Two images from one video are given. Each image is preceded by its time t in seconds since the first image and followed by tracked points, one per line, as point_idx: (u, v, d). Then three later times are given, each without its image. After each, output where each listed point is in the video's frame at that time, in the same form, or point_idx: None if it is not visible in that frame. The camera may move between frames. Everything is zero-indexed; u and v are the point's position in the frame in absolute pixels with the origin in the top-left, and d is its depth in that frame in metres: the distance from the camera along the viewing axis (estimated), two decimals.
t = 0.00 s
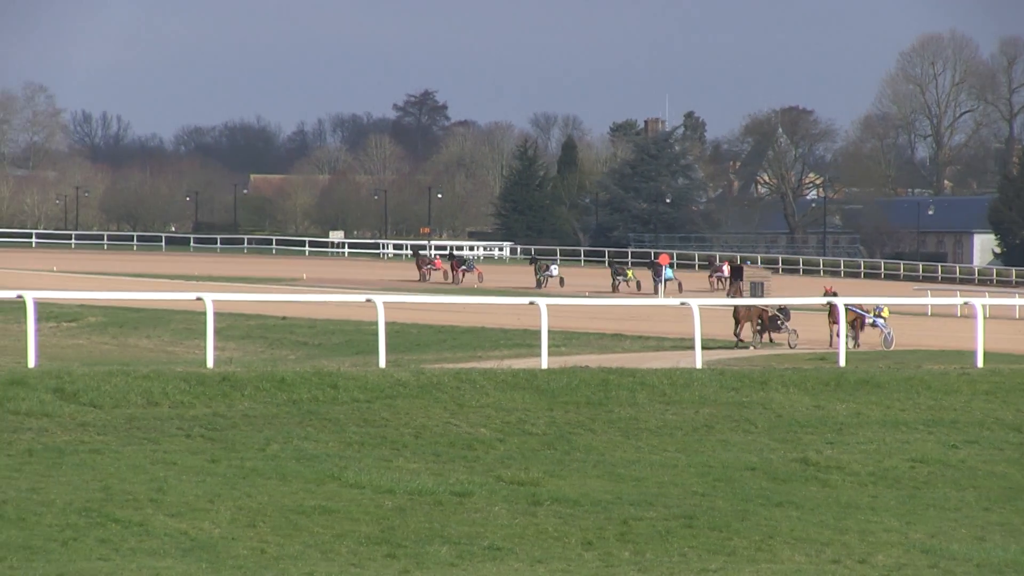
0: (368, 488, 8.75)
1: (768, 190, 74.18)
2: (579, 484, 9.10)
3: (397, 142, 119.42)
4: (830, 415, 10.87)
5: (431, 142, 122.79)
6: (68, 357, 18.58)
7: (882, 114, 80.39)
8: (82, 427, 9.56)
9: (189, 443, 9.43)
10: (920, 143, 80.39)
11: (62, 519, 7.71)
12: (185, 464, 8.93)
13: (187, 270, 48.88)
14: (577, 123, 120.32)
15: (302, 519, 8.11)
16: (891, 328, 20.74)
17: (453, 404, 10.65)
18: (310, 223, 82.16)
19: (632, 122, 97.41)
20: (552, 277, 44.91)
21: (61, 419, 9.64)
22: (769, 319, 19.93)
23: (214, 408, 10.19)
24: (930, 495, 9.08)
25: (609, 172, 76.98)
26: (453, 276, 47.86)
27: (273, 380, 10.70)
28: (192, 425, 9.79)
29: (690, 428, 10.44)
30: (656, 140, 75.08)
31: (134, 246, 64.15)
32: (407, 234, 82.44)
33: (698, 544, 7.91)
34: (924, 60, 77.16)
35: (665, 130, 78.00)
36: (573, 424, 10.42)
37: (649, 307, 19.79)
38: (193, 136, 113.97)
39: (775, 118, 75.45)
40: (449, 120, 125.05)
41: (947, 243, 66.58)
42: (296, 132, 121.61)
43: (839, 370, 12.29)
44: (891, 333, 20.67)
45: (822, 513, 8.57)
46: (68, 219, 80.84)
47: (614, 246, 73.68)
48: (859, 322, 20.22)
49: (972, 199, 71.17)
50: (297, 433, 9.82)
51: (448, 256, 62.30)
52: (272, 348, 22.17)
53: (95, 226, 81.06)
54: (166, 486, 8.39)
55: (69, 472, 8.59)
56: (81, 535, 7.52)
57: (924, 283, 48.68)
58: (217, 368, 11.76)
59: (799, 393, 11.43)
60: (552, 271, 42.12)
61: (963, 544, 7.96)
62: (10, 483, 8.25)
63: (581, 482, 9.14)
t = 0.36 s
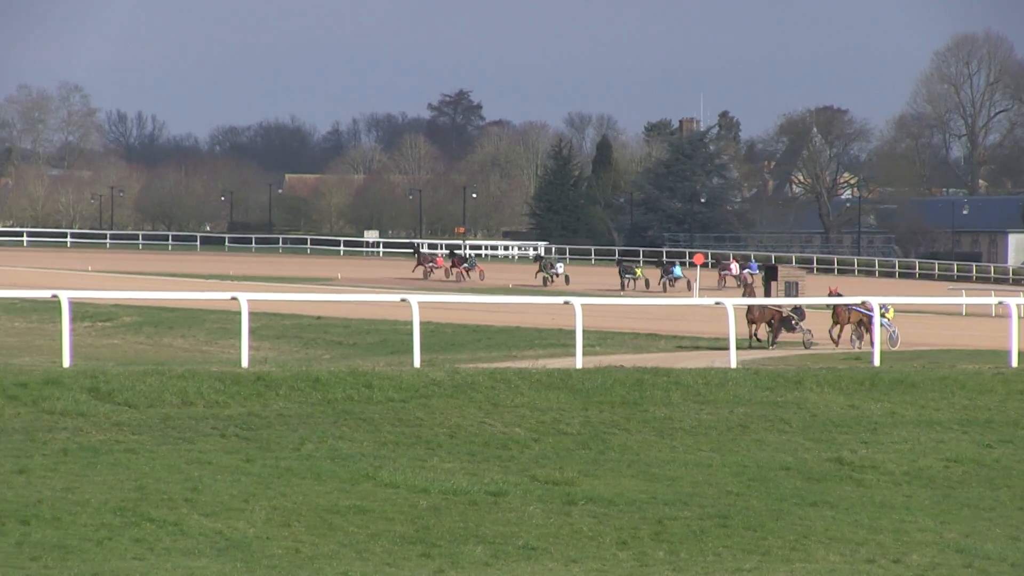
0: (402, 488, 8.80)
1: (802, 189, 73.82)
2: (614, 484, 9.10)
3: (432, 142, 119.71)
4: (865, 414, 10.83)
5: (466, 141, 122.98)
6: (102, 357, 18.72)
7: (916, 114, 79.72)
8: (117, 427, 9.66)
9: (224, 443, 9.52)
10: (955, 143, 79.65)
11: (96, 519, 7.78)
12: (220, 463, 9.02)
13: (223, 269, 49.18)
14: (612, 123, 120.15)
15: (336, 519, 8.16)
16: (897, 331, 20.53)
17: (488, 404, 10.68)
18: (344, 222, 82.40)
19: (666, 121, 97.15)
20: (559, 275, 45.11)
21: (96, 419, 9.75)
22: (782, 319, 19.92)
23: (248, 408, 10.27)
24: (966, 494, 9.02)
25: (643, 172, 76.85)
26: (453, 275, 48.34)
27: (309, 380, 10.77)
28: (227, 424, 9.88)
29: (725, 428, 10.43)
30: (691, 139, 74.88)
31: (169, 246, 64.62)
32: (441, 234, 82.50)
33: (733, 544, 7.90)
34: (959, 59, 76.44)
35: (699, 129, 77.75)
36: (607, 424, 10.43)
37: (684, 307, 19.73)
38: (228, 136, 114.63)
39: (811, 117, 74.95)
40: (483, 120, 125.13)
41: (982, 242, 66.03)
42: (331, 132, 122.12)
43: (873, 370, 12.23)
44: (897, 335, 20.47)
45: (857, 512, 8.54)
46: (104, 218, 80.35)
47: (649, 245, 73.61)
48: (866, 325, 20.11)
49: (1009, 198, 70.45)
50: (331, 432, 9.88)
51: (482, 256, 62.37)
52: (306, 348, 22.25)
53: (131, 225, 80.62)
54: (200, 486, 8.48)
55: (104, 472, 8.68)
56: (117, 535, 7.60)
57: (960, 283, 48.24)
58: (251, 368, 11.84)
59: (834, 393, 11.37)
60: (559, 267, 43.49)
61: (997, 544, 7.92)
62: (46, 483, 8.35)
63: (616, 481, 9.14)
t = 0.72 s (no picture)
0: (441, 488, 8.85)
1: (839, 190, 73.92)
2: (653, 484, 9.12)
3: (470, 142, 120.08)
4: (904, 414, 10.78)
5: (504, 142, 123.14)
6: (142, 357, 18.99)
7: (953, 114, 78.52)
8: (156, 427, 9.78)
9: (264, 443, 9.61)
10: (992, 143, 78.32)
11: (136, 519, 7.89)
12: (259, 464, 9.12)
13: (262, 270, 49.58)
14: (651, 123, 119.91)
15: (375, 520, 8.23)
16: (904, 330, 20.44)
17: (527, 404, 10.72)
18: (384, 223, 82.82)
19: (705, 122, 96.89)
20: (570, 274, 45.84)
21: (136, 419, 9.88)
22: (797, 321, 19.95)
23: (288, 409, 10.36)
24: (1006, 495, 8.96)
25: (683, 173, 76.78)
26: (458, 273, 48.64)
27: (347, 381, 10.84)
28: (266, 425, 9.98)
29: (764, 428, 10.41)
30: (729, 140, 75.04)
31: (209, 246, 65.25)
32: (480, 233, 82.63)
33: (772, 544, 7.90)
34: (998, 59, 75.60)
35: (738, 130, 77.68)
36: (647, 424, 10.44)
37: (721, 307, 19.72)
38: (267, 136, 115.52)
39: (849, 118, 75.17)
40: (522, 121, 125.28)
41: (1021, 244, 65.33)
42: (369, 132, 122.72)
43: (913, 370, 12.15)
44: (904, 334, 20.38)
45: (896, 513, 8.50)
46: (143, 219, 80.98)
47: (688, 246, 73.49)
48: (875, 325, 20.08)
49: None
50: (371, 432, 9.96)
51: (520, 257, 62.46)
52: (345, 348, 22.44)
53: (170, 226, 81.15)
54: (240, 486, 8.57)
55: (143, 473, 8.79)
56: (156, 535, 7.70)
57: (1001, 284, 47.84)
58: (291, 367, 11.94)
59: (873, 393, 11.32)
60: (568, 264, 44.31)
61: None
62: (86, 483, 8.47)
63: (655, 481, 9.15)
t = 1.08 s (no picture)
0: (484, 488, 8.91)
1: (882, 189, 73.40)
2: (695, 483, 9.13)
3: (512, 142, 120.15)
4: (947, 414, 10.71)
5: (547, 142, 123.20)
6: (184, 357, 19.20)
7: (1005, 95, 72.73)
8: (199, 427, 9.91)
9: (306, 443, 9.71)
10: None
11: (178, 519, 8.00)
12: (302, 464, 9.21)
13: (305, 270, 49.87)
14: (693, 123, 119.49)
15: (418, 519, 8.30)
16: (920, 329, 20.06)
17: (569, 404, 10.75)
18: (426, 223, 83.03)
19: (748, 122, 96.49)
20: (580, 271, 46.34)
21: (178, 419, 10.01)
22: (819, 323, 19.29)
23: (331, 408, 10.46)
24: None
25: (725, 173, 76.53)
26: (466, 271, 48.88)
27: (390, 381, 10.93)
28: (308, 425, 10.08)
29: (807, 428, 10.38)
30: (772, 140, 74.80)
31: (252, 246, 65.76)
32: (523, 233, 82.67)
33: (814, 544, 7.88)
34: None
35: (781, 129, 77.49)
36: (689, 424, 10.45)
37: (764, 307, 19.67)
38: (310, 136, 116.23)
39: (892, 118, 74.21)
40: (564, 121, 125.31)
41: None
42: (412, 132, 123.15)
43: (956, 370, 12.07)
44: (920, 334, 20.01)
45: (939, 513, 8.46)
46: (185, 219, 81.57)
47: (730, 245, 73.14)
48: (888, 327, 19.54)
49: None
50: (413, 433, 10.04)
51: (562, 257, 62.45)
52: (386, 348, 22.54)
53: (212, 226, 81.74)
54: (283, 486, 8.67)
55: (185, 472, 8.91)
56: (199, 535, 7.80)
57: None
58: (333, 368, 12.02)
59: (915, 393, 11.25)
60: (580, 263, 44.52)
61: None
62: (129, 483, 8.59)
63: (698, 481, 9.15)
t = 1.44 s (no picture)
0: (531, 489, 8.96)
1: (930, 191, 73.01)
2: (742, 484, 9.13)
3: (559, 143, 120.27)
4: (995, 416, 10.64)
5: (594, 143, 123.20)
6: (231, 357, 19.58)
7: None
8: (246, 428, 10.05)
9: (353, 444, 9.82)
10: None
11: (226, 520, 8.13)
12: (350, 464, 9.33)
13: (352, 271, 50.32)
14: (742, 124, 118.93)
15: (465, 520, 8.37)
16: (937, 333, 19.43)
17: (616, 405, 10.79)
18: (473, 224, 83.32)
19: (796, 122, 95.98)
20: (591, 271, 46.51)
21: (226, 419, 10.16)
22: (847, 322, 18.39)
23: (378, 409, 10.57)
24: None
25: (772, 174, 75.93)
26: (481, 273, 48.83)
27: (437, 382, 11.01)
28: (356, 425, 10.20)
29: (854, 428, 10.34)
30: (820, 140, 74.39)
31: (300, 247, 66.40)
32: (570, 234, 82.95)
33: (862, 545, 7.86)
34: None
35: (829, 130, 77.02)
36: (735, 425, 10.44)
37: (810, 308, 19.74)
38: (357, 138, 116.99)
39: (940, 118, 73.37)
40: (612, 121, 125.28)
41: None
42: (460, 134, 123.65)
43: (1005, 371, 11.98)
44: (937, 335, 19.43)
45: (986, 514, 8.42)
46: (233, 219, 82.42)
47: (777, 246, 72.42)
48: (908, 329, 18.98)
49: None
50: (460, 433, 10.11)
51: (608, 257, 62.53)
52: (433, 348, 22.79)
53: (259, 227, 82.56)
54: (329, 487, 8.78)
55: (232, 473, 9.05)
56: (247, 536, 7.93)
57: None
58: (380, 368, 12.11)
59: (964, 394, 11.17)
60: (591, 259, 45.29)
61: None
62: (177, 483, 8.74)
63: (745, 482, 9.16)
